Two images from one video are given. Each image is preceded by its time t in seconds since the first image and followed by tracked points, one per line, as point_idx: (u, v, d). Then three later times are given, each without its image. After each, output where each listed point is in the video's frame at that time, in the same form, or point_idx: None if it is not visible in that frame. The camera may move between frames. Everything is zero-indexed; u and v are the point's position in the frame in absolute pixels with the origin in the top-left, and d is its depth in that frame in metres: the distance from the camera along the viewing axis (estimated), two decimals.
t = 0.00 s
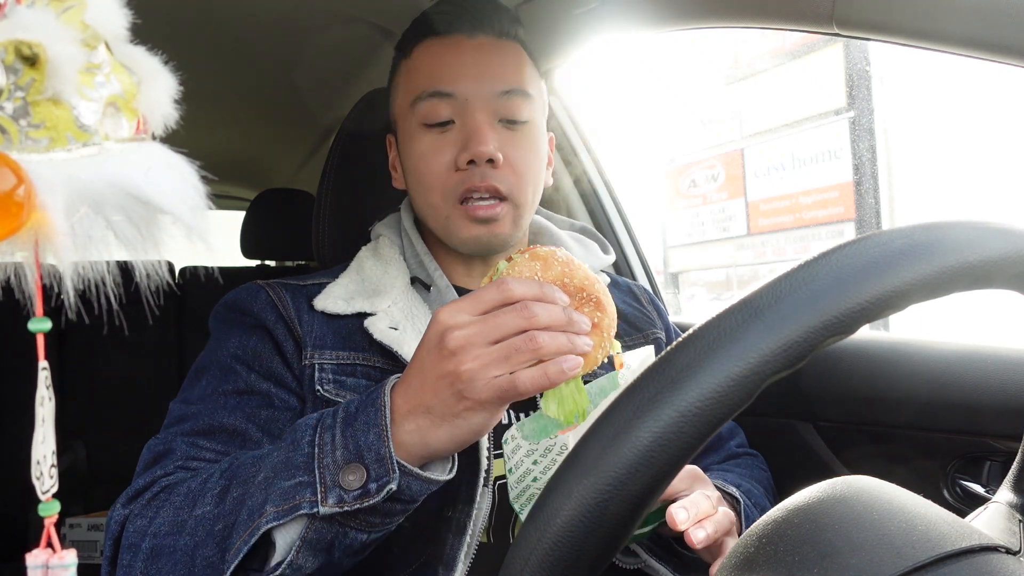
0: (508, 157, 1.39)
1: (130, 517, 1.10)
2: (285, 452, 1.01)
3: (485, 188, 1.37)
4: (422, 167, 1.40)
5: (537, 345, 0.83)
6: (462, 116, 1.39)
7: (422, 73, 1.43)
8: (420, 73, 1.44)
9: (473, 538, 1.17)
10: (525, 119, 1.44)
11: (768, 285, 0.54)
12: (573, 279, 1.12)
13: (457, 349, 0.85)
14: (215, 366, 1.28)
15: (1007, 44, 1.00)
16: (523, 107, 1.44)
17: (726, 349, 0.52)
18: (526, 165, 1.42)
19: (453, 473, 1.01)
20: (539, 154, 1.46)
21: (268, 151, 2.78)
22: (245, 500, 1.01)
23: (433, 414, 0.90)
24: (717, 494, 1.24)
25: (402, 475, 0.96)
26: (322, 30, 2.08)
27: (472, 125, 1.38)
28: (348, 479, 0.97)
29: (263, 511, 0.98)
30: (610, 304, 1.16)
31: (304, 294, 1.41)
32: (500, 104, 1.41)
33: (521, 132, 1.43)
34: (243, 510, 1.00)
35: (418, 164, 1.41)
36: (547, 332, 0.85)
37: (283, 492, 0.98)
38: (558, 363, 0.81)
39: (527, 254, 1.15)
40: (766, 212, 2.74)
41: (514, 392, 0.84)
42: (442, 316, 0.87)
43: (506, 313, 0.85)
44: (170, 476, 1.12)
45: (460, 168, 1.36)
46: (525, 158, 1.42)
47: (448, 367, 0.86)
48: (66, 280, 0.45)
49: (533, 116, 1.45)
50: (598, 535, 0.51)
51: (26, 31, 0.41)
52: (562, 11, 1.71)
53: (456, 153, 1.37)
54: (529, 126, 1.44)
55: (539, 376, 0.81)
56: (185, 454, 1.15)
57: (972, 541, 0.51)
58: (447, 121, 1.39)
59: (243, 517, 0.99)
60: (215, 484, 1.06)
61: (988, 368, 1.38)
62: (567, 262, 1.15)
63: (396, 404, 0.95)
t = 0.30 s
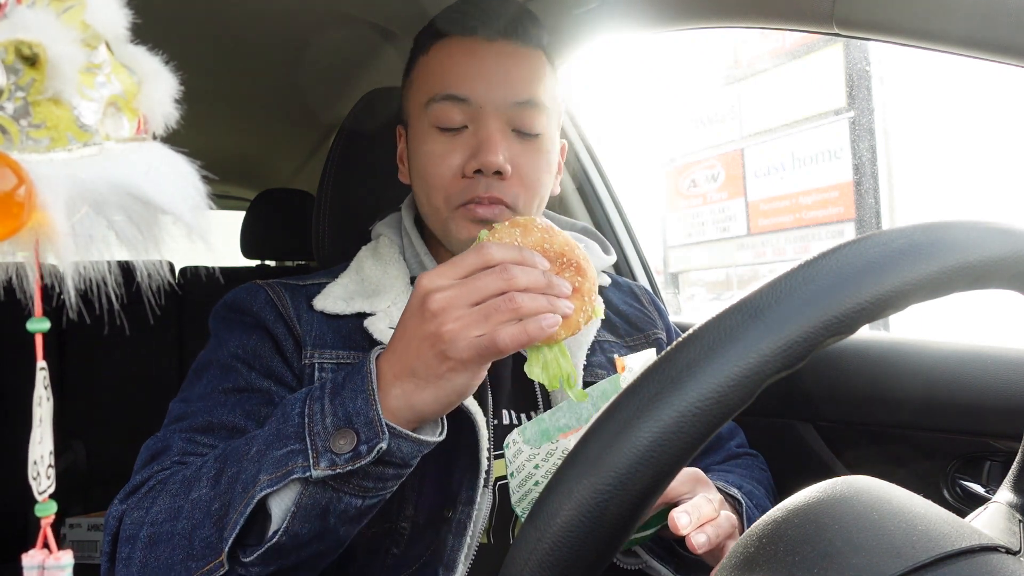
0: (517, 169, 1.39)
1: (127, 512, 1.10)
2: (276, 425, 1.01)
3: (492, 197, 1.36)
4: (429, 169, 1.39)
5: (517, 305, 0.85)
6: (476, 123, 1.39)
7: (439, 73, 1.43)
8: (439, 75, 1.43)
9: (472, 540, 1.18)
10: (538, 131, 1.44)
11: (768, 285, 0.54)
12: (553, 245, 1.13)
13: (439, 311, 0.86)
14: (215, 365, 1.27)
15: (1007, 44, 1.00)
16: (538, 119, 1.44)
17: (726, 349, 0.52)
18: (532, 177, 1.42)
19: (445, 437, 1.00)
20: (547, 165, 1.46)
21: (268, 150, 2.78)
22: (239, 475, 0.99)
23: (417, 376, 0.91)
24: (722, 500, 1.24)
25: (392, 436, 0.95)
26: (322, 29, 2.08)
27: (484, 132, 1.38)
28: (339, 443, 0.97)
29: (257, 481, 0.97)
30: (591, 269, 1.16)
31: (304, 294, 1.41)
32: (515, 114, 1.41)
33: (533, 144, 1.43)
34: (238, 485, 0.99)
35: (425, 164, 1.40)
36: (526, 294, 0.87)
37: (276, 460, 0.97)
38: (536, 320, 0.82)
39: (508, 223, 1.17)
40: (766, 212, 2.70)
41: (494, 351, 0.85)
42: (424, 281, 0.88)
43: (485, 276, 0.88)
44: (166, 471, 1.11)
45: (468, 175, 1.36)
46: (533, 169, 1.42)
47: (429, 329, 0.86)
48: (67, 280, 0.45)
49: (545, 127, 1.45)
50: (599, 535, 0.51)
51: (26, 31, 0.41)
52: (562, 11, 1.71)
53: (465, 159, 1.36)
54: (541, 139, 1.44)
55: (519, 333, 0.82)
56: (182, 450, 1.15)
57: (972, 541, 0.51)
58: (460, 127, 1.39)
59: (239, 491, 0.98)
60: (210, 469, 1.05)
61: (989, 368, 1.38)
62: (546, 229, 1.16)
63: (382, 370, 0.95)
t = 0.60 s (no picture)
0: (557, 180, 1.38)
1: (147, 541, 1.10)
2: (305, 473, 1.01)
3: (538, 212, 1.34)
4: (471, 182, 1.36)
5: (541, 348, 0.82)
6: (517, 134, 1.36)
7: (479, 81, 1.39)
8: (476, 85, 1.39)
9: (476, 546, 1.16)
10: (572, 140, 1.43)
11: (768, 285, 0.54)
12: (569, 280, 1.12)
13: (465, 358, 0.83)
14: (220, 375, 1.27)
15: (1006, 44, 1.00)
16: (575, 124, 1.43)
17: (726, 349, 0.52)
18: (568, 186, 1.41)
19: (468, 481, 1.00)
20: (581, 173, 1.45)
21: (269, 151, 2.78)
22: (269, 523, 1.00)
23: (445, 424, 0.90)
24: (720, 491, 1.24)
25: (422, 487, 0.96)
26: (323, 30, 2.08)
27: (527, 144, 1.35)
28: (371, 495, 0.98)
29: (291, 534, 0.98)
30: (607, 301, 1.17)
31: (306, 296, 1.41)
32: (555, 124, 1.39)
33: (568, 150, 1.42)
34: (268, 532, 1.00)
35: (467, 177, 1.36)
36: (550, 335, 0.84)
37: (308, 514, 0.98)
38: (564, 364, 0.80)
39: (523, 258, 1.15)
40: (766, 212, 2.70)
41: (524, 396, 0.83)
42: (446, 326, 0.85)
43: (509, 319, 0.85)
44: (185, 496, 1.12)
45: (514, 189, 1.33)
46: (569, 177, 1.41)
47: (456, 377, 0.84)
48: (66, 280, 0.45)
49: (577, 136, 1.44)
50: (598, 535, 0.51)
51: (25, 31, 0.41)
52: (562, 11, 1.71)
53: (509, 173, 1.33)
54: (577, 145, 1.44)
55: (548, 379, 0.79)
56: (197, 473, 1.14)
57: (972, 541, 0.51)
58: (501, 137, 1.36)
59: (271, 540, 0.99)
60: (235, 506, 1.05)
61: (989, 368, 1.38)
62: (562, 264, 1.15)
63: (409, 416, 0.94)
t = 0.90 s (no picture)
0: (494, 157, 1.40)
1: (150, 561, 1.09)
2: (298, 512, 1.02)
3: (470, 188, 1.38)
4: (410, 169, 1.42)
5: (531, 393, 0.82)
6: (449, 116, 1.42)
7: (409, 73, 1.45)
8: (411, 75, 1.46)
9: (474, 543, 1.16)
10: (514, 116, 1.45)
11: (768, 285, 0.54)
12: (563, 314, 1.12)
13: (452, 406, 0.84)
14: (216, 381, 1.27)
15: (1006, 44, 1.00)
16: (512, 104, 1.44)
17: (726, 349, 0.52)
18: (514, 164, 1.42)
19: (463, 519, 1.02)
20: (531, 151, 1.45)
21: (268, 151, 2.78)
22: (263, 560, 1.01)
23: (436, 468, 0.91)
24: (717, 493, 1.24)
25: (415, 530, 0.97)
26: (323, 30, 2.08)
27: (458, 125, 1.40)
28: (363, 539, 0.99)
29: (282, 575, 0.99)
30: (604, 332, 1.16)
31: (306, 297, 1.41)
32: (488, 102, 1.43)
33: (509, 129, 1.43)
34: (262, 568, 1.00)
35: (406, 165, 1.42)
36: (541, 377, 0.83)
37: (299, 556, 0.99)
38: (554, 408, 0.79)
39: (515, 292, 1.15)
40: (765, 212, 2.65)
41: (515, 443, 0.84)
42: (434, 371, 0.86)
43: (497, 363, 0.83)
44: (185, 516, 1.11)
45: (445, 168, 1.38)
46: (513, 157, 1.42)
47: (444, 425, 0.86)
48: (68, 280, 0.45)
49: (522, 114, 1.46)
50: (599, 535, 0.51)
51: (26, 31, 0.41)
52: (562, 11, 1.72)
53: (441, 155, 1.39)
54: (521, 125, 1.45)
55: (537, 423, 0.80)
56: (197, 490, 1.14)
57: (972, 541, 0.51)
58: (434, 121, 1.42)
59: None
60: (231, 535, 1.05)
61: (988, 368, 1.38)
62: (555, 296, 1.14)
63: (402, 458, 0.95)
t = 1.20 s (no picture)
0: (495, 159, 1.40)
1: (149, 560, 1.09)
2: (299, 510, 1.02)
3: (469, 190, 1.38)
4: (409, 172, 1.42)
5: (535, 393, 0.82)
6: (448, 118, 1.42)
7: (406, 76, 1.45)
8: (409, 76, 1.45)
9: (474, 544, 1.16)
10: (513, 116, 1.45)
11: (768, 285, 0.54)
12: (567, 313, 1.12)
13: (456, 404, 0.84)
14: (217, 381, 1.27)
15: (1006, 45, 1.00)
16: (510, 105, 1.44)
17: (726, 349, 0.52)
18: (514, 166, 1.43)
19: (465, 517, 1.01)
20: (530, 153, 1.46)
21: (268, 150, 2.78)
22: (264, 558, 1.01)
23: (438, 466, 0.91)
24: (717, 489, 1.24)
25: (417, 528, 0.97)
26: (322, 31, 2.08)
27: (457, 127, 1.41)
28: (364, 537, 0.99)
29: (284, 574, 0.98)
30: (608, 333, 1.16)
31: (307, 297, 1.41)
32: (487, 104, 1.43)
33: (508, 131, 1.43)
34: (263, 567, 1.00)
35: (405, 167, 1.42)
36: (545, 376, 0.83)
37: (301, 554, 0.99)
38: (556, 408, 0.79)
39: (519, 292, 1.15)
40: (766, 212, 2.68)
41: (518, 442, 0.84)
42: (438, 369, 0.85)
43: (500, 362, 0.83)
44: (185, 515, 1.11)
45: (445, 171, 1.38)
46: (512, 158, 1.42)
47: (448, 423, 0.85)
48: (66, 280, 0.45)
49: (521, 116, 1.46)
50: (598, 535, 0.51)
51: (25, 31, 0.41)
52: (562, 11, 1.72)
53: (440, 157, 1.39)
54: (519, 126, 1.45)
55: (540, 423, 0.80)
56: (197, 489, 1.14)
57: (972, 541, 0.51)
58: (433, 124, 1.42)
59: None
60: (231, 534, 1.05)
61: (988, 368, 1.38)
62: (559, 296, 1.14)
63: (404, 456, 0.95)
